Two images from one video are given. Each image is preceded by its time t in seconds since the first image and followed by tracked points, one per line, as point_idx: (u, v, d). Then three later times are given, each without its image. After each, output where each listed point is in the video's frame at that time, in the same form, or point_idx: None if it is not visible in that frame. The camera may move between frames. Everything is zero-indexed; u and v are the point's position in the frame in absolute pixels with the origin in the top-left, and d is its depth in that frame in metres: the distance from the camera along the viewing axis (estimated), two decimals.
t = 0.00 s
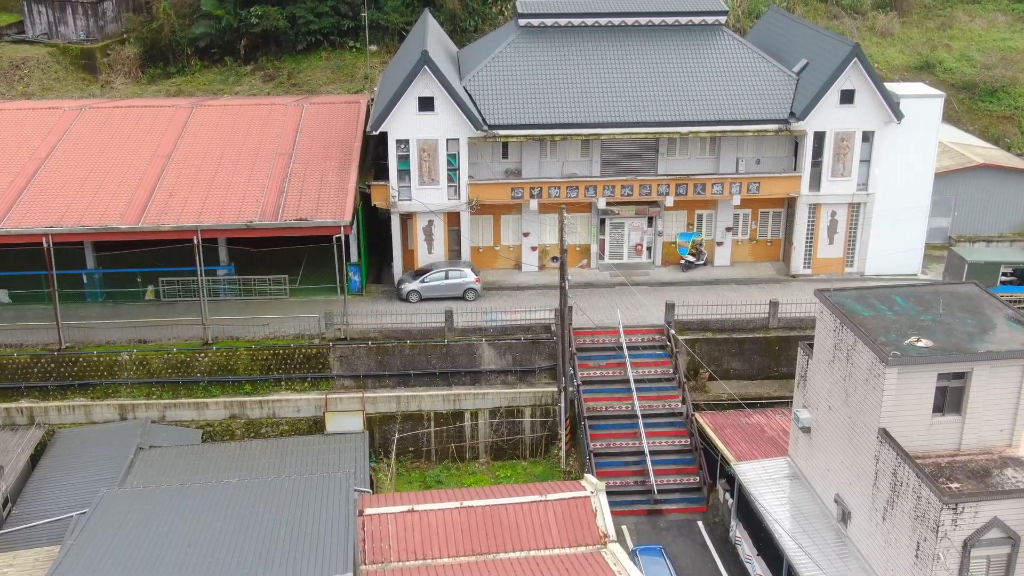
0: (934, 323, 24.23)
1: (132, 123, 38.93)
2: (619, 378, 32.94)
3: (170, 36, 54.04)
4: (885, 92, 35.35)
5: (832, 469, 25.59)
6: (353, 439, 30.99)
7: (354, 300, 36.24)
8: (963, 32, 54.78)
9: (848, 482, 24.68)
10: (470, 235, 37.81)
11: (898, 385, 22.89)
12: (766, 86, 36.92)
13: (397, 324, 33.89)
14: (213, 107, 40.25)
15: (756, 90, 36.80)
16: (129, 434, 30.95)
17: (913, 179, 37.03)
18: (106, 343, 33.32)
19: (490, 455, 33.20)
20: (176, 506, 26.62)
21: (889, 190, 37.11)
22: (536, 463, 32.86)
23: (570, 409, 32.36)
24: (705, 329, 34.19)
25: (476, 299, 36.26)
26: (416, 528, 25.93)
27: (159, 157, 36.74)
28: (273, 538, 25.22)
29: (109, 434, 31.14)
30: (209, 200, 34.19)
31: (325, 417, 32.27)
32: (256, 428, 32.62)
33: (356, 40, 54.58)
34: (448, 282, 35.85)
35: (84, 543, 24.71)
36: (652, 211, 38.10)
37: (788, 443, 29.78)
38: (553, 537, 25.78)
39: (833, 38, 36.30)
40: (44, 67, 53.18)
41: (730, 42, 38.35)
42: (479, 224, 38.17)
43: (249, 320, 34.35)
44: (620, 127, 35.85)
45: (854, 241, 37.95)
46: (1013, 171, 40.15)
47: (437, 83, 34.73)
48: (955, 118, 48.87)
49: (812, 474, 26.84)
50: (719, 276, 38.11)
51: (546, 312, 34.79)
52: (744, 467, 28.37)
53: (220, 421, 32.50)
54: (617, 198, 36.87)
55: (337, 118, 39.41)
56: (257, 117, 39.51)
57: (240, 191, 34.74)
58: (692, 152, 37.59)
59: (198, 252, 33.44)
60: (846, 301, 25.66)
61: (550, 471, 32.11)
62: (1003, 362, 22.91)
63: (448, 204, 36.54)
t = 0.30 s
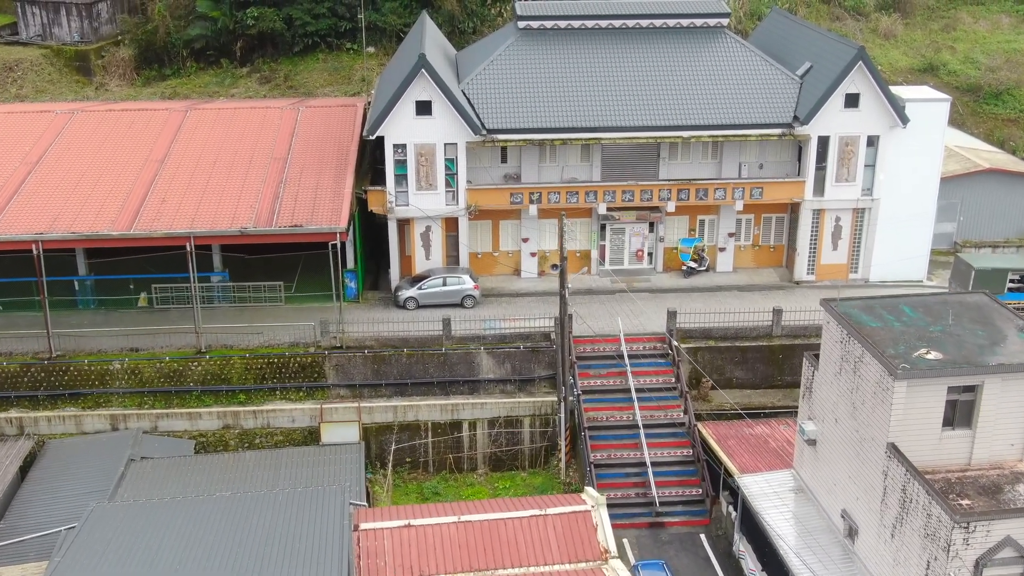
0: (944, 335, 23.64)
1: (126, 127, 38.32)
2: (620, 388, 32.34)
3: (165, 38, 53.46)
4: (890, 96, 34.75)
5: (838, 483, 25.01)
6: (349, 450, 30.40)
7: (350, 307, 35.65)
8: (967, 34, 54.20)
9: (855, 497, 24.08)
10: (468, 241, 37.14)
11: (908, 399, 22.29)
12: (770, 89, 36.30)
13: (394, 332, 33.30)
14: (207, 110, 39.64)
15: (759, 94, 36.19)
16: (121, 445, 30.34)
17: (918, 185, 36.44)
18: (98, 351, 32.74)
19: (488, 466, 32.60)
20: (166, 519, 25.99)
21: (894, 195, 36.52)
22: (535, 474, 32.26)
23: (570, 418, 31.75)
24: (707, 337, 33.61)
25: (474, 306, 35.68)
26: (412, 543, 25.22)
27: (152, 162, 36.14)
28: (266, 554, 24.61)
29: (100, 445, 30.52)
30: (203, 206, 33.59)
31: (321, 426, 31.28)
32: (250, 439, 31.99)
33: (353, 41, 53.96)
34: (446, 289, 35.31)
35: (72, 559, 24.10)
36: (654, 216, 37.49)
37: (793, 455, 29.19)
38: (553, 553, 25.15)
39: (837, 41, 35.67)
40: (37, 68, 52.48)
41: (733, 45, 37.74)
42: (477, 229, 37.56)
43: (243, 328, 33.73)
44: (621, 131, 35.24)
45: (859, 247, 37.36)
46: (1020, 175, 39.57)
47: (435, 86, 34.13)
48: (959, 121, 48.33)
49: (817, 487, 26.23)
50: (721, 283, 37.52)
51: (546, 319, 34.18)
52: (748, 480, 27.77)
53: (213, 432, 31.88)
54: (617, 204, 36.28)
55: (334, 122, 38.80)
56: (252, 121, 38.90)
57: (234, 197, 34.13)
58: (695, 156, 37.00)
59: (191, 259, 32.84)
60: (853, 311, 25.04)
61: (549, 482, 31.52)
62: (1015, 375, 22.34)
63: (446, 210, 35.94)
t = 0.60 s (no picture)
0: (955, 348, 23.03)
1: (118, 131, 37.68)
2: (621, 398, 31.71)
3: (160, 40, 52.89)
4: (896, 100, 34.14)
5: (845, 498, 24.36)
6: (345, 462, 29.78)
7: (346, 314, 35.03)
8: (971, 36, 53.55)
9: (864, 513, 23.43)
10: (467, 247, 36.54)
11: (918, 415, 21.65)
12: (774, 93, 35.68)
13: (391, 340, 32.71)
14: (201, 114, 39.00)
15: (762, 97, 35.57)
16: (112, 457, 29.71)
17: (925, 191, 35.83)
18: (88, 360, 32.12)
19: (487, 478, 31.94)
20: (157, 534, 25.37)
21: (900, 201, 35.90)
22: (535, 486, 31.63)
23: (570, 429, 31.15)
24: (710, 346, 33.03)
25: (473, 313, 35.07)
26: (409, 560, 24.61)
27: (145, 167, 35.50)
28: (258, 571, 23.98)
29: (90, 457, 29.88)
30: (196, 212, 32.95)
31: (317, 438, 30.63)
32: (243, 450, 31.34)
33: (351, 43, 53.33)
34: (444, 296, 34.69)
35: None
36: (655, 222, 36.85)
37: (798, 468, 28.56)
38: (553, 570, 24.50)
39: (842, 44, 35.04)
40: (31, 70, 51.81)
41: (736, 47, 37.10)
42: (476, 235, 36.94)
43: (237, 336, 33.12)
44: (622, 136, 34.62)
45: (864, 254, 36.74)
46: None
47: (432, 90, 33.51)
48: (965, 124, 47.76)
49: (823, 502, 25.58)
50: (724, 290, 36.89)
51: (545, 328, 33.56)
52: (753, 494, 27.13)
53: (206, 443, 31.23)
54: (618, 210, 35.66)
55: (330, 126, 38.16)
56: (247, 125, 38.26)
57: (228, 203, 33.49)
58: (697, 161, 36.29)
59: (184, 266, 32.21)
60: (860, 322, 24.43)
61: (549, 495, 30.90)
62: None
63: (444, 215, 35.31)
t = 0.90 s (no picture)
0: (967, 361, 22.39)
1: (111, 135, 37.02)
2: (622, 409, 31.08)
3: (154, 42, 52.23)
4: (903, 104, 33.49)
5: (854, 515, 23.70)
6: (340, 475, 29.12)
7: (342, 323, 34.38)
8: (976, 38, 52.89)
9: (873, 532, 22.77)
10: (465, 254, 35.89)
11: (929, 432, 21.00)
12: (777, 97, 35.02)
13: (388, 350, 32.06)
14: (195, 117, 38.33)
15: (766, 101, 34.92)
16: (101, 470, 29.03)
17: (932, 197, 35.16)
18: (78, 370, 31.46)
19: (485, 491, 31.26)
20: (146, 551, 24.69)
21: (906, 207, 35.25)
22: (534, 498, 30.97)
23: (570, 441, 30.51)
24: (713, 356, 32.34)
25: (471, 321, 34.42)
26: None
27: (137, 172, 34.82)
28: None
29: (79, 469, 29.21)
30: (189, 219, 32.30)
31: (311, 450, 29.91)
32: (236, 462, 30.65)
33: (348, 45, 52.68)
34: (442, 304, 34.04)
35: None
36: (657, 228, 36.17)
37: (804, 482, 27.88)
38: None
39: (847, 47, 34.38)
40: (24, 73, 51.08)
41: (739, 50, 36.43)
42: (475, 242, 36.29)
43: (230, 346, 32.38)
44: (623, 140, 33.96)
45: (869, 261, 36.09)
46: None
47: (430, 94, 32.87)
48: (970, 127, 47.16)
49: (831, 519, 24.92)
50: (727, 297, 36.23)
51: (545, 337, 32.91)
52: (758, 509, 26.46)
53: (199, 455, 30.56)
54: (619, 216, 35.01)
55: (326, 130, 37.50)
56: (241, 128, 37.62)
57: (221, 210, 32.81)
58: (699, 167, 35.69)
59: (176, 274, 31.55)
60: (868, 334, 23.79)
61: (548, 508, 30.27)
62: None
63: (442, 222, 34.67)
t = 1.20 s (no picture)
0: (980, 376, 21.73)
1: (102, 139, 36.34)
2: (624, 421, 30.40)
3: (149, 44, 51.50)
4: (910, 108, 32.82)
5: (862, 534, 23.00)
6: (336, 490, 28.42)
7: (338, 332, 33.71)
8: (981, 40, 52.20)
9: (882, 552, 22.07)
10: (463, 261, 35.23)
11: (942, 450, 20.32)
12: (782, 102, 34.36)
13: (385, 360, 31.41)
14: (189, 122, 37.65)
15: (770, 106, 34.26)
16: (90, 485, 28.30)
17: (939, 202, 34.50)
18: (67, 382, 30.79)
19: (484, 505, 30.57)
20: (134, 570, 23.94)
21: (913, 214, 34.59)
22: (534, 513, 30.29)
23: (570, 454, 29.84)
24: (716, 366, 31.70)
25: (470, 330, 33.75)
26: None
27: (128, 178, 34.15)
28: None
29: (68, 483, 28.48)
30: (181, 227, 31.61)
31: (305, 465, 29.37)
32: (229, 476, 29.94)
33: (345, 48, 52.00)
34: (440, 313, 33.40)
35: None
36: (659, 235, 35.53)
37: (810, 498, 27.21)
38: None
39: (852, 50, 33.72)
40: (16, 75, 50.34)
41: (743, 54, 35.77)
42: (473, 249, 35.63)
43: (223, 356, 31.67)
44: (624, 146, 33.27)
45: (875, 268, 35.41)
46: None
47: (428, 99, 32.19)
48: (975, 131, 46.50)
49: (838, 537, 24.21)
50: (730, 305, 35.57)
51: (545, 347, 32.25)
52: (763, 526, 25.77)
53: (190, 468, 29.85)
54: (621, 222, 34.34)
55: (322, 134, 36.83)
56: (235, 133, 36.94)
57: (214, 217, 32.14)
58: (702, 171, 34.92)
59: (167, 283, 30.85)
60: (878, 347, 23.13)
61: (548, 523, 29.60)
62: None
63: (440, 229, 34.01)
